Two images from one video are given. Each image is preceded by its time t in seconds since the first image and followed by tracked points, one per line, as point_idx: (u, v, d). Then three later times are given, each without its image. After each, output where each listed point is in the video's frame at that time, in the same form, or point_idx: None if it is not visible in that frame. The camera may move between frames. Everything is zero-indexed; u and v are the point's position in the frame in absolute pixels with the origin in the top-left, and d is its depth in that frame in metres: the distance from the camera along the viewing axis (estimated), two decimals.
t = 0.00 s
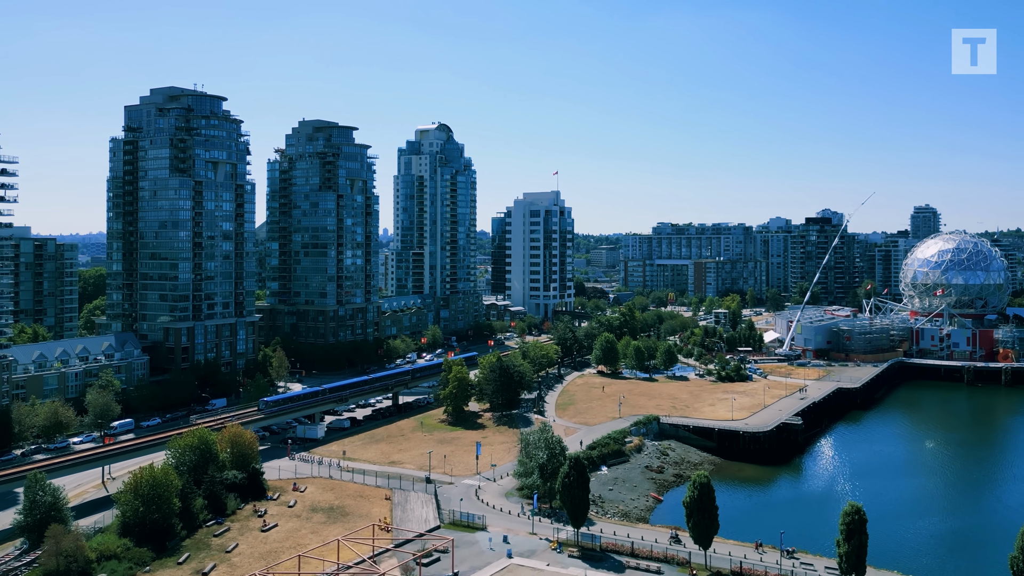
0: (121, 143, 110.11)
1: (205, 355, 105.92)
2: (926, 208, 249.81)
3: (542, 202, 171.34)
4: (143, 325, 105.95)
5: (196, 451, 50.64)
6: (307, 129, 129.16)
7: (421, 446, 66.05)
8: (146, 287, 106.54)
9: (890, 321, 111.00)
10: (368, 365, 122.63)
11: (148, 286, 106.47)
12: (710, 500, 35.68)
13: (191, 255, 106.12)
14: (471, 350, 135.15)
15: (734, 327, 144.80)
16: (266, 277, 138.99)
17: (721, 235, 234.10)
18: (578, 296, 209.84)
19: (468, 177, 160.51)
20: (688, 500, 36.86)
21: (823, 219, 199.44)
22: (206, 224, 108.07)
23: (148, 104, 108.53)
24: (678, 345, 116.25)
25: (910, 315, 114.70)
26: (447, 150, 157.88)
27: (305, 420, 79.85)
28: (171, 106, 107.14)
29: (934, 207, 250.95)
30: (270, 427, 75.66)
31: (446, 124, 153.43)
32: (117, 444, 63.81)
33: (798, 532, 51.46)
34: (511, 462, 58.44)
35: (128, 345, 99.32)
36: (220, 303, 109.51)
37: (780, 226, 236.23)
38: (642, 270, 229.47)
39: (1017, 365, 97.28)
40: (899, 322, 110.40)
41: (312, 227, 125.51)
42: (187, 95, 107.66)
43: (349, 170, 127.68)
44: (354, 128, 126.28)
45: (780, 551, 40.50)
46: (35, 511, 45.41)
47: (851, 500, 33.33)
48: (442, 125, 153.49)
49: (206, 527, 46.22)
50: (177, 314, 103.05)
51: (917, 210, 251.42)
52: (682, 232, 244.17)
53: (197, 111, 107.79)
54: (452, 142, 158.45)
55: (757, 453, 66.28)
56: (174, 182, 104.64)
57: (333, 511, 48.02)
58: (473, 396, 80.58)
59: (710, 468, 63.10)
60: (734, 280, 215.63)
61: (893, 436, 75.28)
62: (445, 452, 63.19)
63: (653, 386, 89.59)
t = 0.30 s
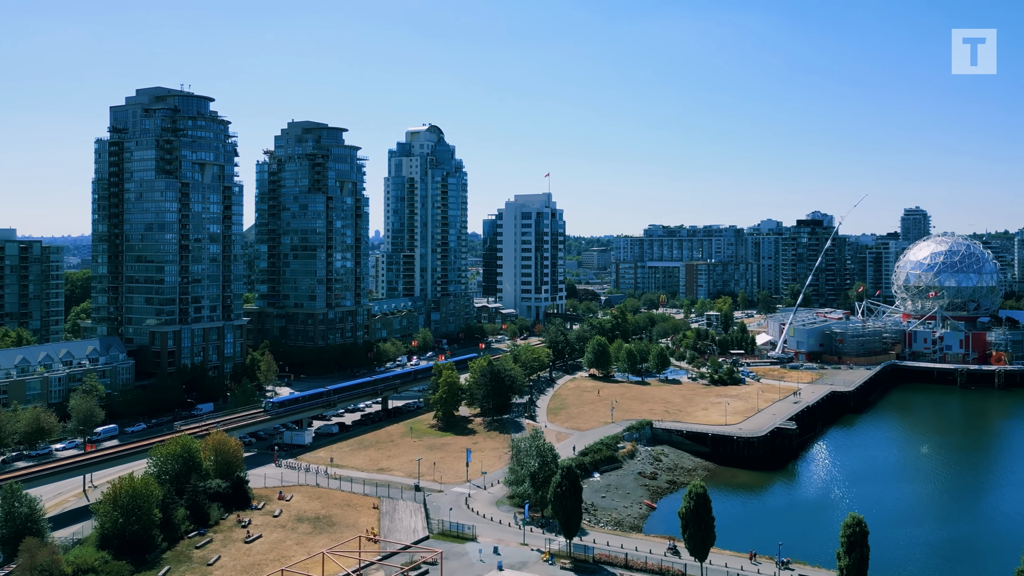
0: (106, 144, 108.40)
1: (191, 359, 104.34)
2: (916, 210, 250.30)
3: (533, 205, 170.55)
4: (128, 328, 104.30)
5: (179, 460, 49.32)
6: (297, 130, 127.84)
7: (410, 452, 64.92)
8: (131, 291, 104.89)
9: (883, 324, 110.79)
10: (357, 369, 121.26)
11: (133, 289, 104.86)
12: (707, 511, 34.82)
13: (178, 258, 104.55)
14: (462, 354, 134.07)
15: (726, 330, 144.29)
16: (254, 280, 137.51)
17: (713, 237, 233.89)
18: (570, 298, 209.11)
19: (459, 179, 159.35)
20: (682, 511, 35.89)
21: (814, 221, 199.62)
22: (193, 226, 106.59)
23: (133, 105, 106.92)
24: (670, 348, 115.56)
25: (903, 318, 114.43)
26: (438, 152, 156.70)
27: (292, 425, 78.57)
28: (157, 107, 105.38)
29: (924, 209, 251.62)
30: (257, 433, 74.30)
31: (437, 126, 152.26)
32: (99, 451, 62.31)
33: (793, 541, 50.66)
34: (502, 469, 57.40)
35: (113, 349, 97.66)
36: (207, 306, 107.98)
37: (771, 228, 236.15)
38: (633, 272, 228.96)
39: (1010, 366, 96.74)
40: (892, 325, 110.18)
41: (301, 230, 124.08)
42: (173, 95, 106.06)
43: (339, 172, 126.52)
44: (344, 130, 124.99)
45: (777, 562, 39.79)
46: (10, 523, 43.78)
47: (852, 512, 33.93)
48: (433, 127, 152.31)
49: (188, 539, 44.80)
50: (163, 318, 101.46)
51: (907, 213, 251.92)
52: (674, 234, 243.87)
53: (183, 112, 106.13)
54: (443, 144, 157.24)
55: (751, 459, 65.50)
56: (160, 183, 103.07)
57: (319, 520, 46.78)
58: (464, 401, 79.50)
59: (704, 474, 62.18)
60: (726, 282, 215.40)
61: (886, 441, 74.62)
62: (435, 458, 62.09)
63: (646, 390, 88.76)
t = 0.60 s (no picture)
0: (91, 145, 106.51)
1: (178, 363, 102.65)
2: (907, 212, 250.72)
3: (525, 207, 169.66)
4: (114, 332, 102.54)
5: (161, 470, 47.97)
6: (286, 131, 126.21)
7: (400, 459, 63.61)
8: (117, 294, 103.14)
9: (877, 326, 110.40)
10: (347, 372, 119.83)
11: (119, 292, 103.17)
12: (705, 525, 33.88)
13: (164, 261, 102.89)
14: (453, 357, 132.88)
15: (718, 332, 143.81)
16: (243, 282, 135.84)
17: (705, 239, 233.52)
18: (561, 300, 208.23)
19: (450, 181, 158.04)
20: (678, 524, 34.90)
21: (806, 223, 199.83)
22: (179, 229, 104.98)
23: (119, 105, 105.21)
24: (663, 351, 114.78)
25: (897, 320, 114.23)
26: (429, 154, 155.39)
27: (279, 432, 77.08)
28: (142, 108, 103.48)
29: (914, 211, 252.13)
30: (243, 440, 72.68)
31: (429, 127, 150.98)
32: (80, 459, 60.68)
33: (790, 549, 49.69)
34: (493, 477, 56.17)
35: (98, 354, 95.87)
36: (194, 310, 106.30)
37: (763, 229, 235.96)
38: (625, 274, 228.41)
39: (1004, 369, 96.74)
40: (886, 327, 109.83)
41: (290, 232, 122.61)
42: (159, 95, 104.41)
43: (329, 174, 125.15)
44: (334, 131, 123.60)
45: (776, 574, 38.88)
46: None
47: (854, 526, 33.82)
48: (424, 128, 150.96)
49: (169, 552, 43.30)
50: (149, 322, 99.74)
51: (898, 215, 252.36)
52: (665, 236, 243.52)
53: (170, 113, 104.58)
54: (434, 146, 155.87)
55: (745, 465, 64.54)
56: (146, 185, 101.40)
57: (305, 531, 45.42)
58: (455, 406, 78.25)
59: (699, 480, 61.12)
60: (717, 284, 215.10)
61: (882, 445, 73.83)
62: (425, 465, 60.83)
63: (639, 394, 87.82)
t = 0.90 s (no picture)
0: (78, 147, 104.80)
1: (165, 367, 101.06)
2: (898, 214, 251.21)
3: (518, 209, 168.79)
4: (100, 336, 100.97)
5: (144, 480, 46.74)
6: (276, 133, 125.04)
7: (390, 466, 62.43)
8: (104, 297, 101.58)
9: (871, 329, 109.83)
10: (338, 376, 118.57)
11: (106, 295, 101.59)
12: (704, 536, 33.08)
13: (152, 264, 101.39)
14: (445, 360, 131.76)
15: (711, 335, 143.35)
16: (233, 285, 134.35)
17: (697, 241, 233.27)
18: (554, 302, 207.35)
19: (442, 183, 156.87)
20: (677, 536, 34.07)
21: (798, 225, 200.11)
22: (167, 231, 103.53)
23: (106, 105, 103.69)
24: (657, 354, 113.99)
25: (890, 322, 113.83)
26: (421, 156, 154.23)
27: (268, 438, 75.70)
28: (129, 108, 102.09)
29: (906, 214, 252.50)
30: (231, 446, 71.24)
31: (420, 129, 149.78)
32: (62, 467, 59.11)
33: (786, 557, 48.78)
34: (485, 484, 55.06)
35: (84, 358, 94.19)
36: (182, 313, 104.82)
37: (755, 232, 235.92)
38: (618, 276, 227.90)
39: (998, 373, 96.24)
40: (880, 330, 109.22)
41: (280, 234, 121.36)
42: (147, 96, 103.02)
43: (320, 175, 123.85)
44: (325, 132, 122.36)
45: None
46: None
47: (858, 539, 33.05)
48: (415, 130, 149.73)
49: (151, 565, 41.96)
50: (137, 325, 98.18)
51: (889, 217, 252.91)
52: (658, 239, 243.15)
53: (157, 114, 103.17)
54: (426, 147, 154.69)
55: (741, 470, 63.66)
56: (133, 187, 99.92)
57: (292, 542, 44.21)
58: (446, 411, 77.11)
59: (694, 486, 60.15)
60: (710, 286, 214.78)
61: (877, 450, 73.08)
62: (416, 472, 59.65)
63: (633, 398, 86.97)
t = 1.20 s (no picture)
0: (62, 148, 102.86)
1: (151, 372, 99.32)
2: (890, 216, 251.31)
3: (510, 211, 167.69)
4: (85, 341, 99.20)
5: (124, 491, 45.34)
6: (265, 134, 123.43)
7: (380, 473, 61.15)
8: (89, 301, 99.81)
9: (865, 332, 109.37)
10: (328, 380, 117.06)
11: (91, 299, 99.85)
12: (703, 551, 32.33)
13: (138, 267, 99.68)
14: (437, 364, 130.52)
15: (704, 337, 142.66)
16: (221, 288, 132.60)
17: (690, 243, 232.66)
18: (547, 305, 206.31)
19: (434, 185, 155.53)
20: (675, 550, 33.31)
21: (790, 228, 199.94)
22: (153, 234, 101.79)
23: (91, 106, 101.93)
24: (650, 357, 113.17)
25: (884, 325, 113.32)
26: (412, 158, 152.85)
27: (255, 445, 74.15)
28: (115, 109, 100.48)
29: (897, 216, 252.73)
30: (217, 453, 69.65)
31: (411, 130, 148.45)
32: (43, 477, 57.39)
33: (782, 566, 47.70)
34: (476, 493, 53.85)
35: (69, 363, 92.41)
36: (169, 317, 103.05)
37: (747, 234, 235.61)
38: (610, 278, 227.13)
39: (993, 375, 95.86)
40: (874, 333, 108.81)
41: (270, 237, 119.94)
42: (133, 97, 101.44)
43: (309, 177, 122.35)
44: (315, 134, 120.98)
45: None
46: None
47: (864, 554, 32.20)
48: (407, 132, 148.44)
49: None
50: (122, 330, 96.44)
51: (881, 219, 253.00)
52: (650, 241, 242.47)
53: (143, 115, 101.56)
54: (417, 149, 153.31)
55: (736, 477, 62.66)
56: (119, 189, 98.22)
57: (277, 555, 42.92)
58: (437, 416, 75.85)
59: (689, 494, 59.10)
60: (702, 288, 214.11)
61: (873, 455, 72.21)
62: (405, 480, 58.37)
63: (626, 403, 85.99)
